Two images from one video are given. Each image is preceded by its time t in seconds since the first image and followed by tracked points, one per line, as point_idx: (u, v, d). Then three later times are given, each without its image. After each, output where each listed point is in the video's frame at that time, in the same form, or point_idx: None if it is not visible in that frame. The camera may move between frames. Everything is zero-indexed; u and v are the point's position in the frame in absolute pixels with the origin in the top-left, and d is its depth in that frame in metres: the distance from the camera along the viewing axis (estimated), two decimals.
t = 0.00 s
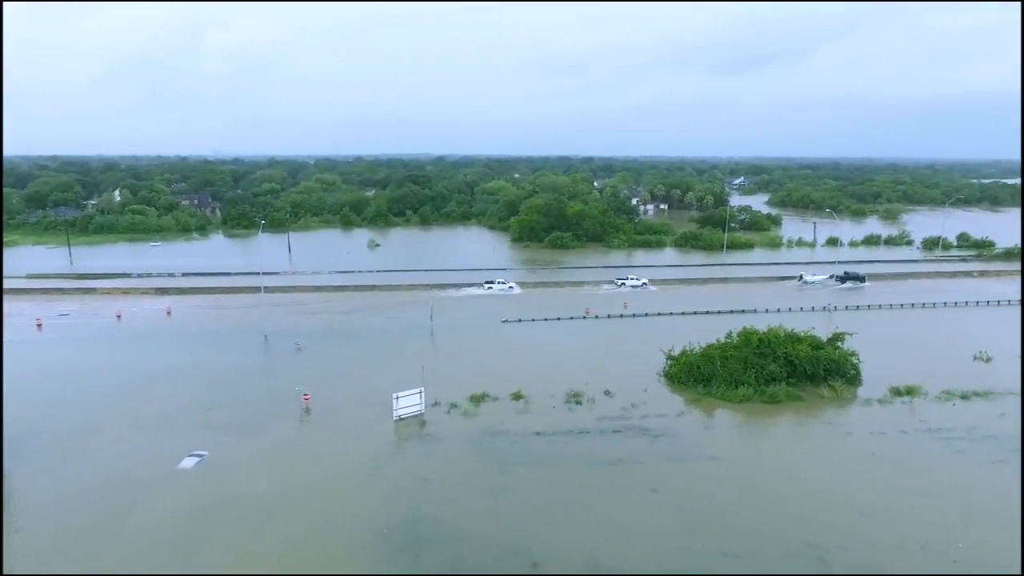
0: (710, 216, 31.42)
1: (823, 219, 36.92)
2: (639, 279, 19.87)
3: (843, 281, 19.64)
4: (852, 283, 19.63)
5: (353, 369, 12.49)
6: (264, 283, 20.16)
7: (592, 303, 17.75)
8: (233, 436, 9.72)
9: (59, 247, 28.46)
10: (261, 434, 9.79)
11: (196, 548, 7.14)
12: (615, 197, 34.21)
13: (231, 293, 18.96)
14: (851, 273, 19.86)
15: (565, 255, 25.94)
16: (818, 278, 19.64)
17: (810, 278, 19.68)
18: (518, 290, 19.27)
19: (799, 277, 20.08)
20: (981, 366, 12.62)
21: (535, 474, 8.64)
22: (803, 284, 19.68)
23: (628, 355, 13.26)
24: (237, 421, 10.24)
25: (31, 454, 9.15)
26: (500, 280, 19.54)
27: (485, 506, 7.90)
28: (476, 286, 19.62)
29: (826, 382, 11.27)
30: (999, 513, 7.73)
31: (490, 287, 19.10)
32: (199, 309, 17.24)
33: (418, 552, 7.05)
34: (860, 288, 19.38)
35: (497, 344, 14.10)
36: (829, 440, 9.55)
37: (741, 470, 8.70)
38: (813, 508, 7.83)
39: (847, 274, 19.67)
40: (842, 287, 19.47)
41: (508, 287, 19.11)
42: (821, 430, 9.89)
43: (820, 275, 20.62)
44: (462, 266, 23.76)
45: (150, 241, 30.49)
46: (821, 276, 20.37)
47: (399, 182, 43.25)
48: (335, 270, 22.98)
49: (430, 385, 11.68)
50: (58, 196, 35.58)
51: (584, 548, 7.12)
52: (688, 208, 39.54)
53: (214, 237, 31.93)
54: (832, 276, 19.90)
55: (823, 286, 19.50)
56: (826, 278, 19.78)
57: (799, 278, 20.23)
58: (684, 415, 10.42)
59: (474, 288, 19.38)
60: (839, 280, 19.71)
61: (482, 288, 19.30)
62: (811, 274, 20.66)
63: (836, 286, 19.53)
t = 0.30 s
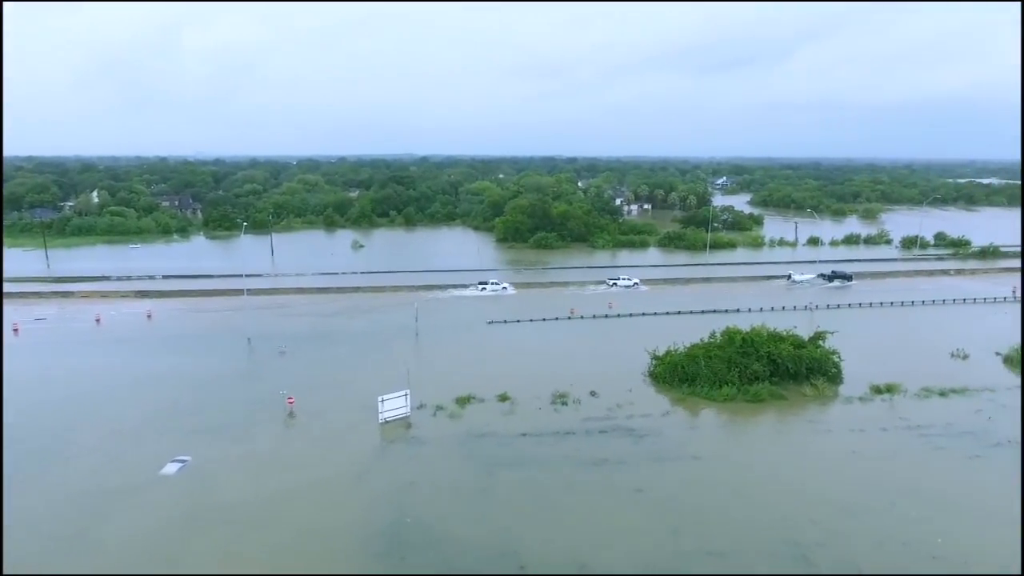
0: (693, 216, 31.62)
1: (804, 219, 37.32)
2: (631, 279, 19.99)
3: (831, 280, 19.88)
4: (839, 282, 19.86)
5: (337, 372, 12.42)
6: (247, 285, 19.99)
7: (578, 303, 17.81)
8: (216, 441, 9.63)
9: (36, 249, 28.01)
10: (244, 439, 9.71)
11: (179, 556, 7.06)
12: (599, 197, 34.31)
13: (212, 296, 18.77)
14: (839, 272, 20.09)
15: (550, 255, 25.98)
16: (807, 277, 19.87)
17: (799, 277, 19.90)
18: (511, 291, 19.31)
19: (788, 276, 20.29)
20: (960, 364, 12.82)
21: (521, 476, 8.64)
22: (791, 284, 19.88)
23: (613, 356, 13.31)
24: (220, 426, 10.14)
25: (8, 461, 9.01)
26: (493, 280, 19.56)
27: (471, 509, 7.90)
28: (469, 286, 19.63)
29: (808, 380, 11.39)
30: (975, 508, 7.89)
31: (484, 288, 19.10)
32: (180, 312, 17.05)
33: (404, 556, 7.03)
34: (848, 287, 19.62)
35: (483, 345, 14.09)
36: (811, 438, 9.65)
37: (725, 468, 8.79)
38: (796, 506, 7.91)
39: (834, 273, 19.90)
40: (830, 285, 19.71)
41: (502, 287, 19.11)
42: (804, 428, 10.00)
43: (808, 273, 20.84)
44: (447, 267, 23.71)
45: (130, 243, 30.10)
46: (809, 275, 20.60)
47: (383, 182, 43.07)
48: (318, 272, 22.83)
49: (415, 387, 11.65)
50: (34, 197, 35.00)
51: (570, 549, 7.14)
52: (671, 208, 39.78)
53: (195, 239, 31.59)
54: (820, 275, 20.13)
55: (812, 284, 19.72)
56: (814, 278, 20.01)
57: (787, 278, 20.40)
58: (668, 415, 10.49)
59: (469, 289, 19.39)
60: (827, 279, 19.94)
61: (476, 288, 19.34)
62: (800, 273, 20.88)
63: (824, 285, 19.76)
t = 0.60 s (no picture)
0: (680, 216, 31.80)
1: (789, 219, 37.65)
2: (626, 279, 20.13)
3: (822, 279, 20.14)
4: (831, 281, 20.12)
5: (324, 375, 12.38)
6: (232, 287, 19.87)
7: (566, 303, 17.88)
8: (201, 445, 9.57)
9: (16, 251, 27.65)
10: (230, 443, 9.65)
11: (166, 562, 7.02)
12: (586, 198, 34.40)
13: (198, 298, 18.64)
14: (830, 271, 20.34)
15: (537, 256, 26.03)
16: (798, 277, 20.12)
17: (791, 276, 20.16)
18: (509, 291, 19.45)
19: (780, 275, 20.54)
20: (943, 362, 13.01)
21: (510, 477, 8.66)
22: (783, 283, 20.11)
23: (600, 356, 13.38)
24: (206, 430, 10.07)
25: None
26: (491, 281, 19.65)
27: (459, 511, 7.90)
28: (467, 287, 19.70)
29: (793, 379, 11.52)
30: (956, 504, 8.02)
31: (481, 289, 19.19)
32: (165, 315, 16.92)
33: (392, 559, 7.03)
34: (839, 286, 19.87)
35: (470, 347, 14.10)
36: (796, 437, 9.75)
37: (711, 467, 8.86)
38: (781, 504, 7.98)
39: (826, 272, 20.16)
40: (821, 285, 19.97)
41: (500, 287, 19.23)
42: (789, 426, 10.11)
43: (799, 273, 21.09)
44: (435, 268, 23.70)
45: (112, 245, 29.79)
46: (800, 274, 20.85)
47: (370, 183, 42.91)
48: (305, 273, 22.73)
49: (403, 389, 11.64)
50: (14, 199, 34.55)
51: (558, 550, 7.16)
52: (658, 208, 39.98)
53: (179, 241, 31.33)
54: (811, 274, 20.38)
55: (804, 284, 19.97)
56: (806, 277, 20.26)
57: (779, 277, 20.62)
58: (656, 415, 10.56)
59: (468, 290, 19.49)
60: (818, 278, 20.20)
61: (473, 289, 19.41)
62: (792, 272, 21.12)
63: (816, 284, 20.01)
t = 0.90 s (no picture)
0: (668, 216, 31.94)
1: (776, 218, 37.92)
2: (621, 279, 20.26)
3: (815, 278, 20.36)
4: (823, 280, 20.34)
5: (312, 376, 12.33)
6: (219, 288, 19.75)
7: (555, 303, 17.92)
8: (188, 448, 9.51)
9: None
10: (218, 446, 9.60)
11: (152, 568, 6.95)
12: (575, 198, 34.46)
13: (184, 300, 18.52)
14: (822, 270, 20.58)
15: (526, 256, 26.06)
16: (792, 276, 20.35)
17: (785, 275, 20.38)
18: (507, 291, 19.54)
19: (773, 274, 20.74)
20: (928, 359, 13.16)
21: (499, 478, 8.67)
22: (777, 282, 20.31)
23: (590, 356, 13.43)
24: (193, 433, 10.01)
25: None
26: (489, 282, 19.73)
27: (449, 513, 7.90)
28: (465, 287, 19.78)
29: (780, 378, 11.61)
30: (940, 500, 8.12)
31: (479, 289, 19.28)
32: (151, 317, 16.80)
33: (381, 561, 7.02)
34: (830, 285, 20.10)
35: (460, 347, 14.09)
36: (783, 435, 9.83)
37: (699, 466, 8.92)
38: (769, 502, 8.05)
39: (818, 271, 20.39)
40: (813, 283, 20.18)
41: (498, 288, 19.32)
42: (776, 425, 10.19)
43: (791, 272, 21.30)
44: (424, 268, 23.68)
45: (96, 246, 29.50)
46: (792, 273, 21.06)
47: (358, 184, 42.76)
48: (293, 275, 22.63)
49: (392, 390, 11.63)
50: None
51: (547, 551, 7.18)
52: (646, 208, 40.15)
53: (164, 242, 31.08)
54: (804, 274, 20.60)
55: (796, 283, 20.17)
56: (798, 276, 20.48)
57: (772, 276, 20.82)
58: (645, 414, 10.61)
59: (467, 289, 19.58)
60: (810, 277, 20.42)
61: (471, 289, 19.49)
62: (784, 271, 21.33)
63: (808, 283, 20.22)
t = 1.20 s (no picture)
0: (652, 216, 32.10)
1: (760, 218, 38.25)
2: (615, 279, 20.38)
3: (805, 276, 20.66)
4: (812, 279, 20.64)
5: (297, 379, 12.26)
6: (202, 290, 19.59)
7: (541, 303, 17.97)
8: (171, 452, 9.42)
9: None
10: (202, 449, 9.53)
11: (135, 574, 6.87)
12: (560, 198, 34.54)
13: (167, 302, 18.35)
14: (812, 269, 20.91)
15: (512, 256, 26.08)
16: (782, 274, 20.62)
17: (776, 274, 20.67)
18: (502, 290, 19.60)
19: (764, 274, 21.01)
20: (908, 357, 13.36)
21: (486, 478, 8.69)
22: (769, 280, 20.57)
23: (576, 355, 13.48)
24: (176, 437, 9.92)
25: None
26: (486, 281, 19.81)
27: (435, 514, 7.90)
28: (462, 287, 19.85)
29: (764, 376, 11.73)
30: (921, 496, 8.24)
31: (475, 289, 19.37)
32: (133, 319, 16.63)
33: (368, 563, 7.00)
34: (820, 283, 20.41)
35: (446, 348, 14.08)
36: (767, 433, 9.93)
37: (685, 465, 8.98)
38: (753, 499, 8.13)
39: (808, 270, 20.70)
40: (803, 282, 20.47)
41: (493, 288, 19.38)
42: (760, 422, 10.29)
43: (782, 271, 21.59)
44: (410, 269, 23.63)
45: (76, 248, 29.13)
46: (783, 271, 21.34)
47: (342, 184, 42.55)
48: (277, 276, 22.49)
49: (379, 392, 11.60)
50: None
51: (534, 551, 7.20)
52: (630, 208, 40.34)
53: (145, 244, 30.75)
54: (794, 272, 20.90)
55: (786, 281, 20.44)
56: (789, 274, 20.76)
57: (763, 274, 21.11)
58: (630, 413, 10.68)
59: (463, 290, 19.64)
60: (800, 276, 20.71)
61: (467, 289, 19.57)
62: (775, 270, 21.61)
63: (798, 281, 20.50)
